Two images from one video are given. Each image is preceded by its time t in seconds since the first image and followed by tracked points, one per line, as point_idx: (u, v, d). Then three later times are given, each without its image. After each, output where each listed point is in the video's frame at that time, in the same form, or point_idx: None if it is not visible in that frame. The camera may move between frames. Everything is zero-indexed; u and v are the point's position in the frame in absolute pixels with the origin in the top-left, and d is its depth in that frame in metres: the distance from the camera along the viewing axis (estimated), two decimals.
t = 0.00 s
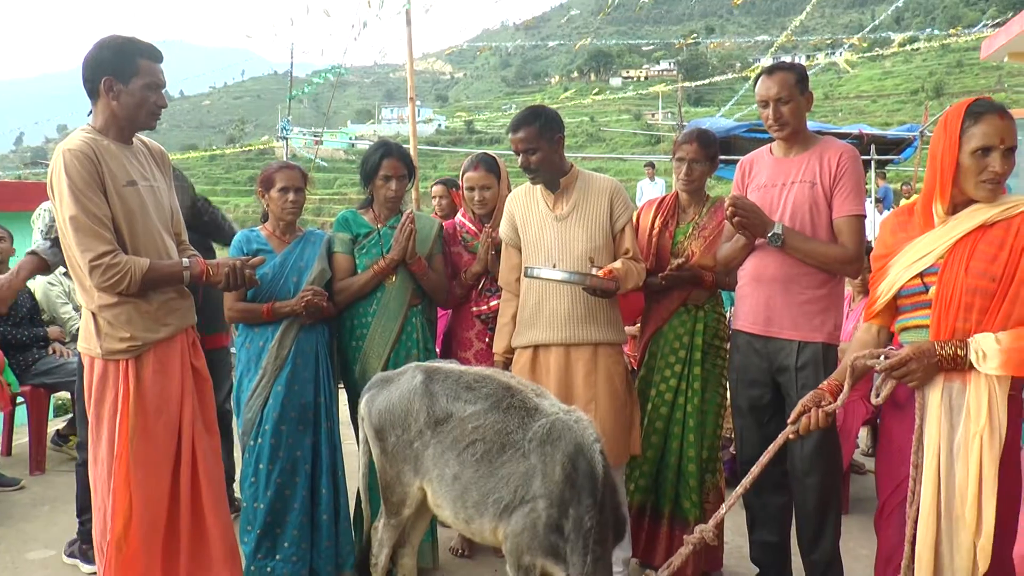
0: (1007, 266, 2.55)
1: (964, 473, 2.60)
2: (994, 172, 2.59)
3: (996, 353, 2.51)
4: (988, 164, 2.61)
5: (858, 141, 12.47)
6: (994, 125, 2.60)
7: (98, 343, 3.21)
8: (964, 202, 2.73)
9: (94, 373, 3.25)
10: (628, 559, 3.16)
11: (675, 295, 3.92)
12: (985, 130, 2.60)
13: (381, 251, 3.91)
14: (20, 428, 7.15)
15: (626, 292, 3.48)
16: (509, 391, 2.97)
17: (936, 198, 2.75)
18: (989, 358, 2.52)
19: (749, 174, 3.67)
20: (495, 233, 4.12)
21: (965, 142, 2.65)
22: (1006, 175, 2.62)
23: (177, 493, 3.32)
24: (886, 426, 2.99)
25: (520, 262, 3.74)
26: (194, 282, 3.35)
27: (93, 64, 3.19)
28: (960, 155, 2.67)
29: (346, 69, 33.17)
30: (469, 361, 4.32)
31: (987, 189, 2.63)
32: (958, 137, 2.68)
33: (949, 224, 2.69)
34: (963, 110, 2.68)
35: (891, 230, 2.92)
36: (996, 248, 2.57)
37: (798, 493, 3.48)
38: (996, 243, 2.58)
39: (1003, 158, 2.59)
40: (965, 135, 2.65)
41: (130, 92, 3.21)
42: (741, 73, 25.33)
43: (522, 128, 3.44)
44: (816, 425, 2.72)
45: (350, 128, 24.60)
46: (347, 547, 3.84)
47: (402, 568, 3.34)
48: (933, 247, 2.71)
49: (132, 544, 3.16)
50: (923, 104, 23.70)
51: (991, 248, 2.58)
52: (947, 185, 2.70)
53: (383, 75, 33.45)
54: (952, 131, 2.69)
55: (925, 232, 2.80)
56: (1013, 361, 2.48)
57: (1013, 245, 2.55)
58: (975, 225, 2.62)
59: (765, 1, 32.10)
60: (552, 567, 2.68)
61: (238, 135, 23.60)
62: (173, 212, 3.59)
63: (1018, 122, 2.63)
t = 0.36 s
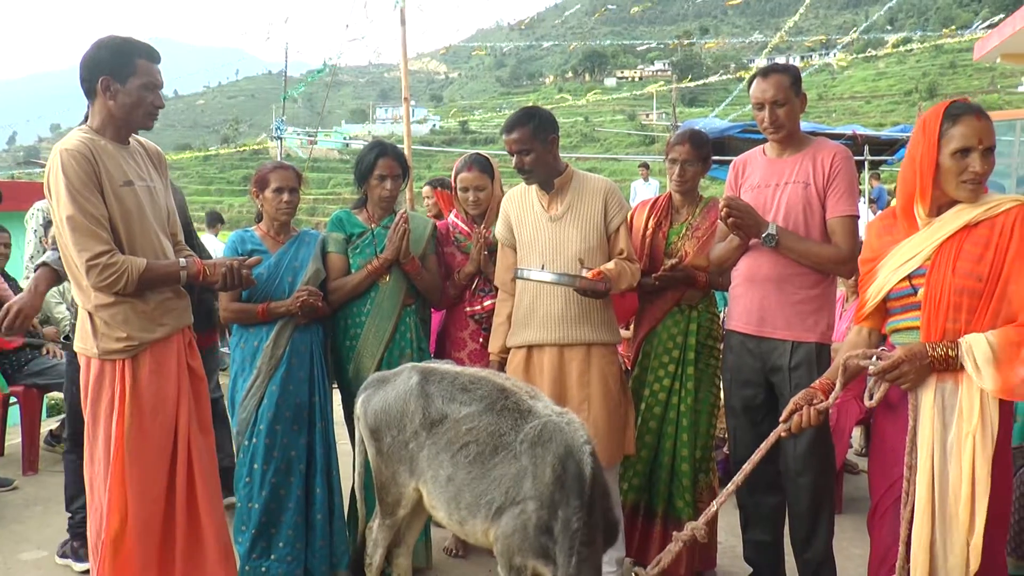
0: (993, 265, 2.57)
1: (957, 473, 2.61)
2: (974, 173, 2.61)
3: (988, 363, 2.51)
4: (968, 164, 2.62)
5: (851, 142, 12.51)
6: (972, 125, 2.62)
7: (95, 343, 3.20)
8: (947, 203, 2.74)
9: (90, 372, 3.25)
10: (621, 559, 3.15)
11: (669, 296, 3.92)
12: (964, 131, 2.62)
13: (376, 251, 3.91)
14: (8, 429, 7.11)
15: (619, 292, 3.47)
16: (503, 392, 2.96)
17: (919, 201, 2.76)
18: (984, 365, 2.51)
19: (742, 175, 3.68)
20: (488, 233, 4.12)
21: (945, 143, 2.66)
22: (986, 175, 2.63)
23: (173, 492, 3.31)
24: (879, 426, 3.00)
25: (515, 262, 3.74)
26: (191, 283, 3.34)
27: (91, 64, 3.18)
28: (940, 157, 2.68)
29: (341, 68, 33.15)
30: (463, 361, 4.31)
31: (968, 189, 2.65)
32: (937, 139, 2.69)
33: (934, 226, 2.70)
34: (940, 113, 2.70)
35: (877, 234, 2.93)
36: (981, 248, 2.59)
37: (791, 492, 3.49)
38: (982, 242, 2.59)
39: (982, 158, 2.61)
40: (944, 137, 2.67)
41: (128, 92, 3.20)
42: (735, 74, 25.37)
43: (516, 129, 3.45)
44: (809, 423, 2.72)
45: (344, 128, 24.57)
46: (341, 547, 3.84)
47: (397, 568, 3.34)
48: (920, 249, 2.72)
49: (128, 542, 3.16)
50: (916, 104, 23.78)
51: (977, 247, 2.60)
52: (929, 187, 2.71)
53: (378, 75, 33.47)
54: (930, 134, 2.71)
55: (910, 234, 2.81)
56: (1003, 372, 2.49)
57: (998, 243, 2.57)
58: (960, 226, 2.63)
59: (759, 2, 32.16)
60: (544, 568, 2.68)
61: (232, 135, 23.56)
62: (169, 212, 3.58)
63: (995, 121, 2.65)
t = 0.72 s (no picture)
0: (976, 265, 2.59)
1: (943, 471, 2.63)
2: (950, 172, 2.63)
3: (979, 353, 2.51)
4: (945, 165, 2.65)
5: (841, 142, 12.56)
6: (948, 126, 2.65)
7: (85, 341, 3.19)
8: (928, 205, 2.76)
9: (81, 371, 3.23)
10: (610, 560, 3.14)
11: (659, 295, 3.93)
12: (940, 132, 2.65)
13: (367, 250, 3.91)
14: None
15: (610, 292, 3.48)
16: (494, 391, 2.96)
17: (900, 203, 2.77)
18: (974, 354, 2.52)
19: (732, 175, 3.69)
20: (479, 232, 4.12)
21: (921, 144, 2.69)
22: (963, 174, 2.65)
23: (162, 491, 3.30)
24: (865, 425, 3.01)
25: (505, 262, 3.74)
26: (182, 281, 3.33)
27: (85, 62, 3.17)
28: (917, 159, 2.70)
29: (333, 67, 33.04)
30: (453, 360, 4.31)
31: (946, 189, 2.67)
32: (914, 140, 2.72)
33: (916, 227, 2.71)
34: (916, 116, 2.73)
35: (861, 237, 2.94)
36: (965, 248, 2.61)
37: (780, 492, 3.50)
38: (965, 242, 2.61)
39: (959, 158, 2.63)
40: (920, 139, 2.69)
41: (122, 90, 3.19)
42: (727, 74, 25.41)
43: (507, 129, 3.45)
44: (793, 425, 2.74)
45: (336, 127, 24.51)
46: (332, 546, 3.83)
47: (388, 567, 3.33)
48: (903, 250, 2.73)
49: (116, 540, 3.15)
50: (907, 105, 23.90)
51: (960, 247, 2.62)
52: (910, 188, 2.74)
53: (370, 74, 33.40)
54: (908, 136, 2.74)
55: (893, 236, 2.82)
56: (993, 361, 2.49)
57: (981, 243, 2.59)
58: (942, 226, 2.65)
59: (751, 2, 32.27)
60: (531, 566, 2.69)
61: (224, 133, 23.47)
62: (162, 211, 3.57)
63: (971, 122, 2.68)
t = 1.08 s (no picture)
0: (957, 264, 2.61)
1: (924, 468, 2.64)
2: (929, 170, 2.65)
3: (958, 360, 2.54)
4: (924, 162, 2.67)
5: (826, 142, 12.64)
6: (927, 125, 2.67)
7: (69, 340, 3.17)
8: (909, 205, 2.78)
9: (64, 370, 3.21)
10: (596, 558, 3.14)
11: (644, 294, 3.95)
12: (918, 131, 2.67)
13: (353, 249, 3.90)
14: None
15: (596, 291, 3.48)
16: (480, 390, 2.96)
17: (882, 202, 2.80)
18: (954, 362, 2.54)
19: (718, 175, 3.70)
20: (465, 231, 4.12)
21: (901, 142, 2.71)
22: (942, 172, 2.67)
23: (146, 491, 3.27)
24: (848, 424, 3.03)
25: (492, 261, 3.74)
26: (167, 280, 3.31)
27: (71, 60, 3.14)
28: (897, 157, 2.73)
29: (319, 65, 32.90)
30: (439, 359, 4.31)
31: (925, 186, 2.69)
32: (894, 139, 2.74)
33: (897, 226, 2.73)
34: (895, 115, 2.76)
35: (844, 237, 2.95)
36: (946, 247, 2.63)
37: (765, 490, 3.52)
38: (947, 242, 2.63)
39: (937, 156, 2.65)
40: (900, 137, 2.72)
41: (107, 88, 3.17)
42: (713, 74, 25.50)
43: (493, 128, 3.45)
44: (774, 423, 2.74)
45: (323, 126, 24.42)
46: (318, 545, 3.82)
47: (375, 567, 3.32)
48: (884, 249, 2.75)
49: (99, 541, 3.13)
50: (892, 106, 24.06)
51: (941, 246, 2.64)
52: (891, 187, 2.76)
53: (357, 73, 33.30)
54: (888, 135, 2.77)
55: (875, 236, 2.84)
56: (972, 369, 2.53)
57: (962, 243, 2.61)
58: (923, 226, 2.67)
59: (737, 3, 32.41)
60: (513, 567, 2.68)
61: (210, 132, 23.32)
62: (147, 209, 3.54)
63: (950, 121, 2.70)
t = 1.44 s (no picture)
0: (932, 263, 2.64)
1: (896, 463, 2.67)
2: (905, 170, 2.68)
3: (928, 359, 2.59)
4: (900, 162, 2.70)
5: (803, 141, 12.74)
6: (903, 125, 2.70)
7: (43, 338, 3.13)
8: (886, 204, 2.81)
9: (38, 369, 3.17)
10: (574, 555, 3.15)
11: (622, 292, 3.96)
12: (895, 130, 2.70)
13: (332, 246, 3.88)
14: None
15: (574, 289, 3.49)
16: (455, 388, 2.94)
17: (860, 200, 2.83)
18: (925, 362, 2.59)
19: (696, 174, 3.72)
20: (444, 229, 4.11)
21: (879, 142, 2.74)
22: (919, 172, 2.70)
23: (122, 491, 3.24)
24: (823, 420, 3.06)
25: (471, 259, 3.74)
26: (143, 278, 3.27)
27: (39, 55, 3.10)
28: (875, 157, 2.76)
29: (298, 62, 32.66)
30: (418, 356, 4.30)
31: (902, 187, 2.72)
32: (872, 138, 2.77)
33: (874, 225, 2.76)
34: (873, 115, 2.78)
35: (822, 235, 2.98)
36: (922, 246, 2.66)
37: (743, 486, 3.54)
38: (923, 241, 2.66)
39: (914, 155, 2.68)
40: (877, 137, 2.75)
41: (72, 85, 3.12)
42: (692, 73, 25.63)
43: (471, 125, 3.45)
44: (755, 421, 2.77)
45: (301, 122, 24.26)
46: (296, 544, 3.79)
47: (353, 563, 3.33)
48: (861, 247, 2.78)
49: (74, 541, 3.09)
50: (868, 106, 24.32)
51: (918, 245, 2.67)
52: (868, 186, 2.79)
53: (336, 70, 33.10)
54: (865, 134, 2.79)
55: (853, 234, 2.87)
56: (942, 370, 2.58)
57: (937, 242, 2.64)
58: (900, 225, 2.70)
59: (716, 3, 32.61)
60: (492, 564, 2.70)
61: (188, 129, 23.09)
62: (122, 206, 3.50)
63: (926, 121, 2.73)
